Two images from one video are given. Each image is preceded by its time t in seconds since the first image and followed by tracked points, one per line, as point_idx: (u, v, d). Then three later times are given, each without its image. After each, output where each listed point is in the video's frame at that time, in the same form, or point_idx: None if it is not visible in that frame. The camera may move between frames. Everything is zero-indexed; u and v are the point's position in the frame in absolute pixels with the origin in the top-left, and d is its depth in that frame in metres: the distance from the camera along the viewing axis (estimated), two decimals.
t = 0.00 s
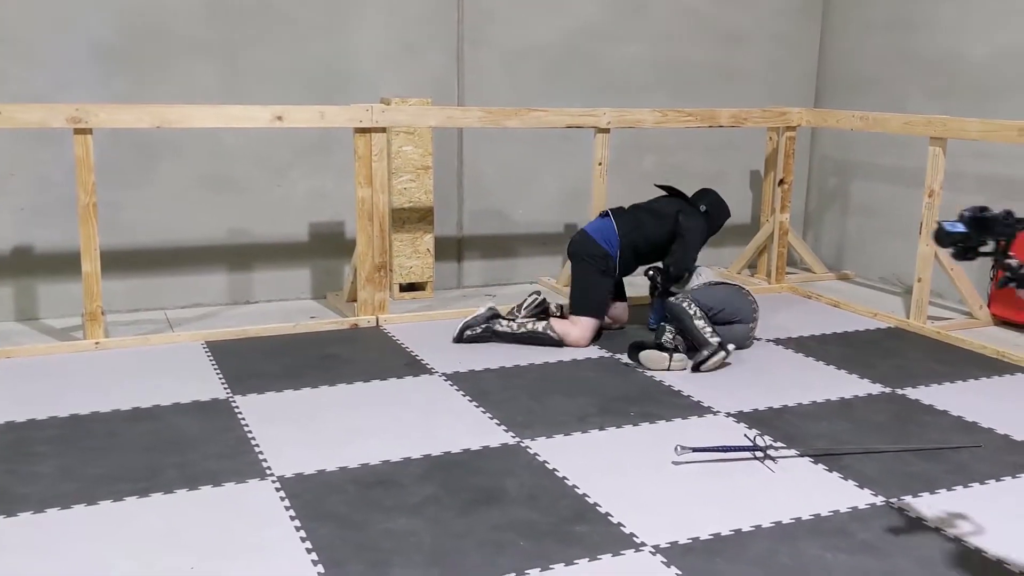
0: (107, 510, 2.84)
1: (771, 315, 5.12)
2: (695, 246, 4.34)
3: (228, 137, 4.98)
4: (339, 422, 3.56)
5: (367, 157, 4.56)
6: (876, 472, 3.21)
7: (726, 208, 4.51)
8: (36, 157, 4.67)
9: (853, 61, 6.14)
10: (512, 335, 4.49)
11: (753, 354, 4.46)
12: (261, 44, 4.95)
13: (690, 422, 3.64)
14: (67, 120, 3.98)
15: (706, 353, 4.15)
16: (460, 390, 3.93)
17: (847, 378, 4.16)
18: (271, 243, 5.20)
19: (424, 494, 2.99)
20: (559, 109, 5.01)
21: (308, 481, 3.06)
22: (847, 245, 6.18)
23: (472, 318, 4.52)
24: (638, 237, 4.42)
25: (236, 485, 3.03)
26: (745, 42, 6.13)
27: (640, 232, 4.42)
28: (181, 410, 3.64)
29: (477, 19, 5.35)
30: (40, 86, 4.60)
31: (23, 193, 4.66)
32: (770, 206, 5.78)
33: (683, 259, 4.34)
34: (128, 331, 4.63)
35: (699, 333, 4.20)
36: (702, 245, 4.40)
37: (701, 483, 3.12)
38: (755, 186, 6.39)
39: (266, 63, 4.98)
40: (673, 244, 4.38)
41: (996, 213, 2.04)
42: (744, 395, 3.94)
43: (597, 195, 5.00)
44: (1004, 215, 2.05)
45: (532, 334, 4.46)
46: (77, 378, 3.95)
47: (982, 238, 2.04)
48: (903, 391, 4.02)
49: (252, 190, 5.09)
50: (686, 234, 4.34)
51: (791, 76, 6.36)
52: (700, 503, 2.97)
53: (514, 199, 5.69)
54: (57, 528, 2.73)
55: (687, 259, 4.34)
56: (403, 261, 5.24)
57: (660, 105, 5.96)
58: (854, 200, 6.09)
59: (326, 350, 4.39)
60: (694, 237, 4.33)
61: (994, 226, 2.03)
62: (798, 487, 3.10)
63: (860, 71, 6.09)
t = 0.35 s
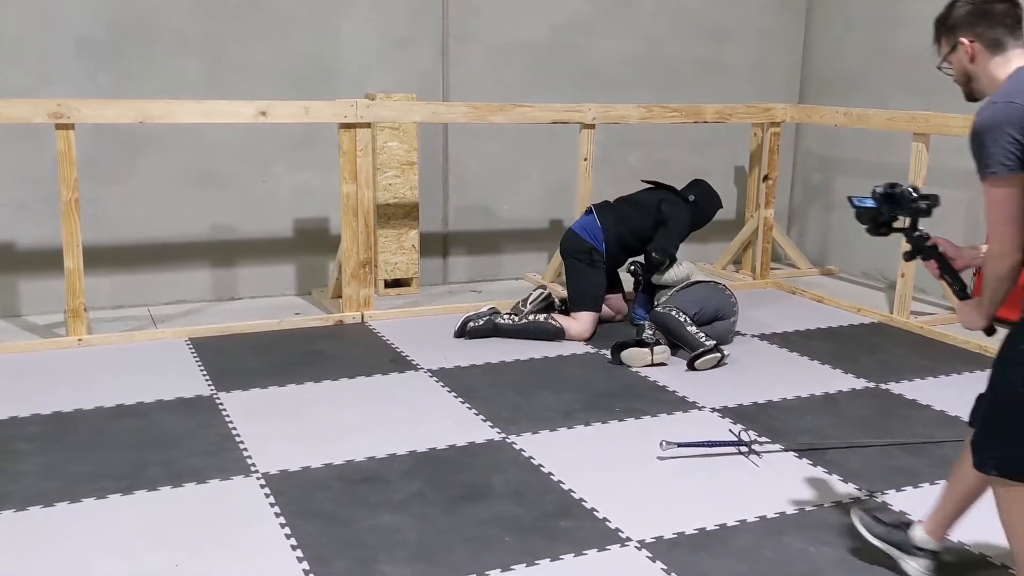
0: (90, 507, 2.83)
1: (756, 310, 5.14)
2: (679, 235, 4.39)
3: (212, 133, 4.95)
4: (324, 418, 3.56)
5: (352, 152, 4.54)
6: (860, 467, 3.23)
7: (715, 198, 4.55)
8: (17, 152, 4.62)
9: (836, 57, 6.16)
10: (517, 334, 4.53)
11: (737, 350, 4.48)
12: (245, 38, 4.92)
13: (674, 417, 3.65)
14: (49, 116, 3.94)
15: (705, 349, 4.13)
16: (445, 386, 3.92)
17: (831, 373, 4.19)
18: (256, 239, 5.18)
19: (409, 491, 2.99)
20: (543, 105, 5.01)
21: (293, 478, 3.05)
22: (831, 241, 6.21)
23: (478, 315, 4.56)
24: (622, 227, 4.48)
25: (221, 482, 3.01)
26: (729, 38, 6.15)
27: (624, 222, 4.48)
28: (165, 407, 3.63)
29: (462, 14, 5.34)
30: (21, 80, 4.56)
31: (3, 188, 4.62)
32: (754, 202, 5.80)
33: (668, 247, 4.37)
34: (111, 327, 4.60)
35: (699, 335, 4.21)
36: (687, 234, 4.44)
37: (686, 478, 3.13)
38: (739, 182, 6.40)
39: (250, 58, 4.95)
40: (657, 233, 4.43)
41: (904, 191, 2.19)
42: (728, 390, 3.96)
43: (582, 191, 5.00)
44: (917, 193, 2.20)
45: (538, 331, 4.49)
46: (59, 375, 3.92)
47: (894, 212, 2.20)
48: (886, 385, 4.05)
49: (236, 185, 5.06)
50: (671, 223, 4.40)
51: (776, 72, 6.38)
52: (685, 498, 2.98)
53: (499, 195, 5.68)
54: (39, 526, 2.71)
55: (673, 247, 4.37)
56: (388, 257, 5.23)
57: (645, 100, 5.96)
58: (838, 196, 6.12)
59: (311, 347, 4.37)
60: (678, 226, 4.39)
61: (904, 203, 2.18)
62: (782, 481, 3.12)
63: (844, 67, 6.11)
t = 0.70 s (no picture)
0: (82, 506, 2.82)
1: (749, 308, 5.15)
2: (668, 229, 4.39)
3: (206, 131, 4.95)
4: (317, 416, 3.56)
5: (345, 151, 4.55)
6: (853, 464, 3.24)
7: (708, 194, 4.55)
8: (9, 150, 4.61)
9: (829, 55, 6.18)
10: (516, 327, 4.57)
11: (730, 348, 4.49)
12: (238, 36, 4.91)
13: (668, 415, 3.66)
14: (42, 113, 3.93)
15: (699, 347, 4.13)
16: (439, 384, 3.93)
17: (824, 371, 4.20)
18: (249, 237, 5.17)
19: (403, 489, 2.99)
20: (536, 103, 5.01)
21: (286, 476, 3.05)
22: (824, 239, 6.22)
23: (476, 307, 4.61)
24: (612, 226, 4.51)
25: (214, 480, 3.01)
26: (722, 36, 6.16)
27: (613, 220, 4.51)
28: (158, 406, 3.62)
29: (455, 12, 5.34)
30: (13, 78, 4.54)
31: None
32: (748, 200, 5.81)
33: (657, 244, 4.36)
34: (104, 326, 4.59)
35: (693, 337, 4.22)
36: (677, 229, 4.44)
37: (679, 476, 3.13)
38: (732, 180, 6.42)
39: (243, 56, 4.94)
40: (646, 230, 4.43)
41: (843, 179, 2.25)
42: (722, 388, 3.97)
43: (576, 189, 5.00)
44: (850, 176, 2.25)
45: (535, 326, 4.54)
46: (52, 374, 3.91)
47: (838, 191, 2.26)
48: (878, 383, 4.06)
49: (229, 183, 5.05)
50: (659, 219, 4.41)
51: (769, 71, 6.39)
52: (679, 496, 2.98)
53: (492, 194, 5.68)
54: (32, 525, 2.70)
55: (662, 243, 4.36)
56: (381, 255, 5.23)
57: (639, 98, 5.97)
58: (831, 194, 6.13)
59: (304, 345, 4.37)
60: (666, 221, 4.39)
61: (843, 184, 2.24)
62: (775, 478, 3.13)
63: (836, 66, 6.12)
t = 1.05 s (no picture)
0: (77, 506, 2.82)
1: (744, 307, 5.16)
2: (643, 208, 4.35)
3: (200, 130, 4.95)
4: (313, 416, 3.55)
5: (339, 150, 4.55)
6: (847, 463, 3.25)
7: (681, 161, 4.41)
8: (3, 149, 4.60)
9: (823, 55, 6.19)
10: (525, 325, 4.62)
11: (725, 347, 4.49)
12: (233, 35, 4.91)
13: (662, 414, 3.66)
14: (36, 113, 3.93)
15: (694, 347, 4.13)
16: (434, 383, 3.93)
17: (818, 370, 4.21)
18: (244, 236, 5.17)
19: (398, 489, 2.99)
20: (532, 102, 5.01)
21: (281, 476, 3.05)
22: (819, 238, 6.23)
23: (488, 304, 4.63)
24: (591, 219, 4.53)
25: (209, 480, 3.01)
26: (717, 35, 6.17)
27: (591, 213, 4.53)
28: (153, 405, 3.62)
29: (450, 12, 5.35)
30: (7, 76, 4.53)
31: None
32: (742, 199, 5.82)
33: (634, 232, 4.38)
34: (98, 325, 4.59)
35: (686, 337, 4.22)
36: (651, 208, 4.38)
37: (674, 475, 3.14)
38: (726, 179, 6.43)
39: (237, 55, 4.94)
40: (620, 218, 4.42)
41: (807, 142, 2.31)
42: (717, 387, 3.97)
43: (571, 188, 5.01)
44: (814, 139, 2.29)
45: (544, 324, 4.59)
46: (46, 373, 3.91)
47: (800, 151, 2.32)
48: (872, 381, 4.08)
49: (224, 182, 5.05)
50: (627, 206, 4.37)
51: (763, 70, 6.41)
52: (674, 494, 2.99)
53: (487, 193, 5.69)
54: (27, 524, 2.70)
55: (638, 229, 4.37)
56: (376, 254, 5.23)
57: (633, 97, 5.98)
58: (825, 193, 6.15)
59: (299, 344, 4.37)
60: (639, 200, 4.35)
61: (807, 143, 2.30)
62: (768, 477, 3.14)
63: (831, 65, 6.14)
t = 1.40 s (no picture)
0: (73, 507, 2.82)
1: (740, 308, 5.17)
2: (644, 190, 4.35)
3: (197, 131, 4.95)
4: (310, 417, 3.56)
5: (336, 151, 4.55)
6: (843, 464, 3.26)
7: (653, 123, 4.36)
8: None
9: (819, 56, 6.21)
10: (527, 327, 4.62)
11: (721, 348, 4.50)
12: (229, 36, 4.91)
13: (658, 415, 3.67)
14: (32, 114, 3.93)
15: (700, 349, 4.12)
16: (430, 384, 3.93)
17: (814, 371, 4.22)
18: (241, 238, 5.17)
19: (395, 490, 2.99)
20: (528, 103, 5.01)
21: (277, 477, 3.06)
22: (815, 238, 6.24)
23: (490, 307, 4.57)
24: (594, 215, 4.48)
25: (205, 481, 3.01)
26: (713, 36, 6.18)
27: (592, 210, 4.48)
28: (149, 406, 3.62)
29: (446, 13, 5.35)
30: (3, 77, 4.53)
31: None
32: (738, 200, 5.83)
33: (643, 216, 4.39)
34: (95, 326, 4.58)
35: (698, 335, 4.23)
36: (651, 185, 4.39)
37: (670, 477, 3.14)
38: (723, 180, 6.44)
39: (234, 56, 4.94)
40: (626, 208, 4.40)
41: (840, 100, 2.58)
42: (713, 388, 3.98)
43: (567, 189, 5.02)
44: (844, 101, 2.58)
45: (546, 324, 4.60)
46: (43, 375, 3.91)
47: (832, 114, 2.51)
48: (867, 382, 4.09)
49: (220, 183, 5.05)
50: (631, 195, 4.35)
51: (759, 71, 6.42)
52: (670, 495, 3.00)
53: (484, 194, 5.69)
54: (23, 526, 2.70)
55: (645, 212, 4.39)
56: (373, 255, 5.24)
57: (630, 98, 5.98)
58: (821, 194, 6.16)
59: (295, 346, 4.37)
60: (640, 184, 4.33)
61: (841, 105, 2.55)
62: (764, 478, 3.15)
63: (827, 66, 6.15)
